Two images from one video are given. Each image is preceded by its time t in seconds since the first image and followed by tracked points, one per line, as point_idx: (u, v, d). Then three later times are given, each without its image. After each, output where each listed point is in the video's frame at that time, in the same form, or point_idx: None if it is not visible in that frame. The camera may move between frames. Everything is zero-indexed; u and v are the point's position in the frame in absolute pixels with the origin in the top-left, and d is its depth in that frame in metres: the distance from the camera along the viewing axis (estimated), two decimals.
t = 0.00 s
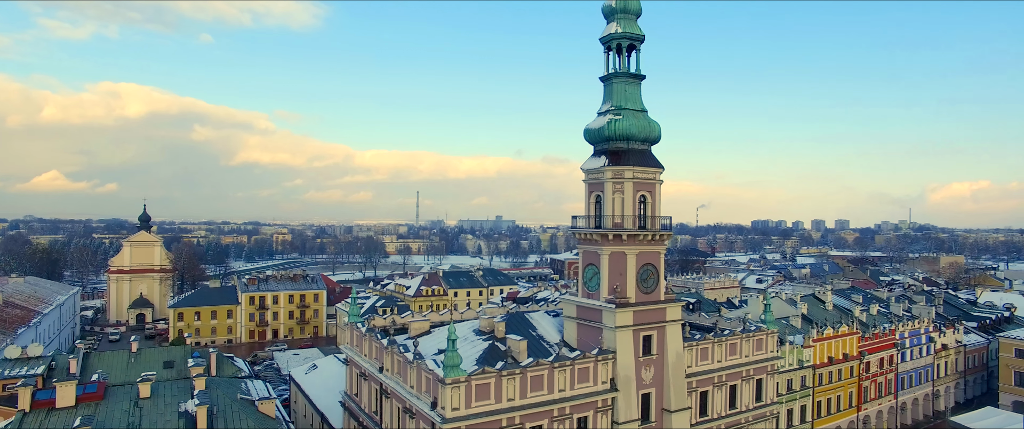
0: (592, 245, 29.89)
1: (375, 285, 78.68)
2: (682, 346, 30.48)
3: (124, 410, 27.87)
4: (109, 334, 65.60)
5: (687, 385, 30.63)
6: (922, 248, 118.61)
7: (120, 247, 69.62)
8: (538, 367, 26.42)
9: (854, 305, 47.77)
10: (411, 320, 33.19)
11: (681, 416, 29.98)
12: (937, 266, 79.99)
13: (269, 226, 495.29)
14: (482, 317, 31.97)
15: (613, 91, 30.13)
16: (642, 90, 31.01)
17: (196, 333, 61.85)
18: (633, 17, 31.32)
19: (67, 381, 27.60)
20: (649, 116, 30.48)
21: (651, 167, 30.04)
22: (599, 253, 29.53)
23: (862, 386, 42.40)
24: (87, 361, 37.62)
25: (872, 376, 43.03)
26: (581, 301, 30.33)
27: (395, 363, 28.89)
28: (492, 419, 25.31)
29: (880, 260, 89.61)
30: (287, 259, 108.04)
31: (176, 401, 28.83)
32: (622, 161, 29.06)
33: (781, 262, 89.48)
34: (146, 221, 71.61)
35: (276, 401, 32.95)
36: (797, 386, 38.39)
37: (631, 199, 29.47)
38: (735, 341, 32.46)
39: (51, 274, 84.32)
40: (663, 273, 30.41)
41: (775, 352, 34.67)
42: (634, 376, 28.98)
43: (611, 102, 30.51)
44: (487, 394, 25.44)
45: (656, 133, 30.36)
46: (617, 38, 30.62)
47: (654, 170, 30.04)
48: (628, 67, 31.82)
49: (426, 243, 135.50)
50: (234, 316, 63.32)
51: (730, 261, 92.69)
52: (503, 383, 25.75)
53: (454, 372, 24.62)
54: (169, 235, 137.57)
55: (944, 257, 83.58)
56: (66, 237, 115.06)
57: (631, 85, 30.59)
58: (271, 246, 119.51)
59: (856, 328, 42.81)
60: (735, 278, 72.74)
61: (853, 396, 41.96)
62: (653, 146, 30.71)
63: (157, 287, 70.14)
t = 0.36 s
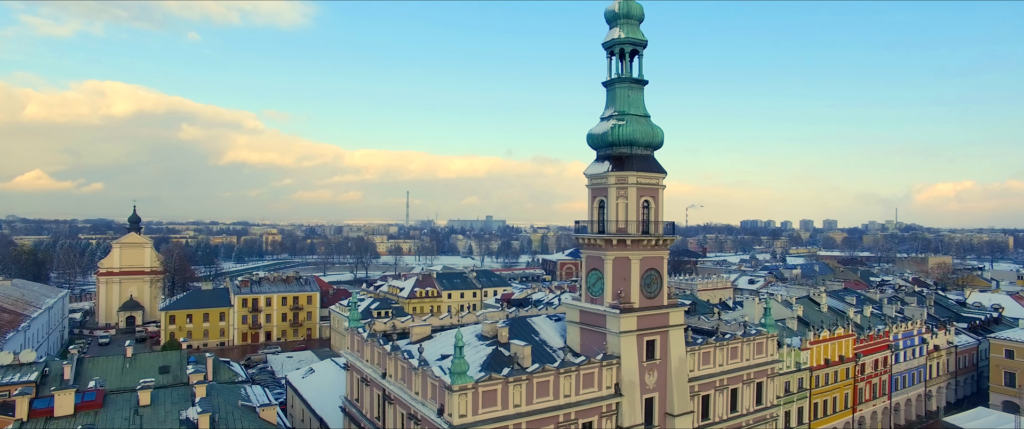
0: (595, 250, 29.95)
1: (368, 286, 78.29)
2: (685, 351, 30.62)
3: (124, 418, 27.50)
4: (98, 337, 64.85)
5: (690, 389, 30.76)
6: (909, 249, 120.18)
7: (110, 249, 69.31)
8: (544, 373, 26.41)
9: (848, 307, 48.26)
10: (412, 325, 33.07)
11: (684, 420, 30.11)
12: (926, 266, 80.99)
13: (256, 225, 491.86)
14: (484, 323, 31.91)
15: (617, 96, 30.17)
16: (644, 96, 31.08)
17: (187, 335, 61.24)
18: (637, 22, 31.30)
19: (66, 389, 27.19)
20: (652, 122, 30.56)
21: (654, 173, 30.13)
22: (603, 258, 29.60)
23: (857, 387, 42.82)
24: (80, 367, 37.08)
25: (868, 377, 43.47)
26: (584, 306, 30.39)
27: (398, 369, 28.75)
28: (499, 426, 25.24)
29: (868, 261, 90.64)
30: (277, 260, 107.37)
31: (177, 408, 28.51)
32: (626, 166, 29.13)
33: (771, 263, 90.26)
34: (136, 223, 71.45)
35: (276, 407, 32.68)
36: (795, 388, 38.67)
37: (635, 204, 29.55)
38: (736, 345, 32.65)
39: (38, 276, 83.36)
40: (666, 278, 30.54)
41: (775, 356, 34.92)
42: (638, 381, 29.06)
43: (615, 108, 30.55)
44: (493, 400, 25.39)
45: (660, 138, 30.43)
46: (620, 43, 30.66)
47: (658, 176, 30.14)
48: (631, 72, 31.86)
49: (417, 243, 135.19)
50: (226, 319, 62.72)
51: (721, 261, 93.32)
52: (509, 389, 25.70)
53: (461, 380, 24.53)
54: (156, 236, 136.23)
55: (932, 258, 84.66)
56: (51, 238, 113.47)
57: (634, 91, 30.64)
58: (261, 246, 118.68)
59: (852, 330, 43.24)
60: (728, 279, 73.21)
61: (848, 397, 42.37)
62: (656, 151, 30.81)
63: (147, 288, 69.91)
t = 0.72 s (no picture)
0: (599, 255, 29.98)
1: (361, 288, 77.80)
2: (688, 355, 30.76)
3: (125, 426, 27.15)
4: (88, 340, 64.19)
5: (693, 394, 30.92)
6: (896, 249, 121.62)
7: (100, 250, 69.25)
8: (551, 378, 26.41)
9: (843, 309, 48.73)
10: (414, 330, 32.93)
11: (687, 424, 30.26)
12: (915, 267, 81.93)
13: (243, 224, 488.51)
14: (488, 327, 31.85)
15: (620, 102, 30.19)
16: (648, 101, 31.10)
17: (180, 338, 60.64)
18: (640, 26, 31.31)
19: (66, 397, 26.79)
20: (656, 127, 30.63)
21: (658, 178, 30.18)
22: (607, 263, 29.63)
23: (853, 389, 43.23)
24: (76, 372, 36.61)
25: (863, 379, 43.91)
26: (588, 311, 30.42)
27: (402, 375, 28.63)
28: None
29: (858, 261, 91.59)
30: (268, 261, 106.72)
31: (179, 415, 28.18)
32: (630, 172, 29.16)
33: (763, 263, 90.95)
34: (126, 225, 71.71)
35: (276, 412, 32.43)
36: (793, 390, 38.96)
37: (639, 210, 29.60)
38: (738, 349, 32.86)
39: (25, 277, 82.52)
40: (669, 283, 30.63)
41: (775, 359, 35.18)
42: (643, 386, 29.15)
43: (619, 113, 30.57)
44: (501, 407, 25.35)
45: (664, 144, 30.51)
46: (624, 49, 30.67)
47: (662, 181, 30.19)
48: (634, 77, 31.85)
49: (408, 243, 134.91)
50: (220, 321, 62.21)
51: (713, 262, 93.88)
52: (517, 395, 25.68)
53: (469, 386, 24.45)
54: (144, 236, 134.87)
55: (921, 258, 85.67)
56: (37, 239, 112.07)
57: (638, 96, 30.65)
58: (251, 246, 117.89)
59: (847, 332, 43.65)
60: (721, 280, 73.68)
61: (845, 399, 42.76)
62: (659, 156, 30.89)
63: (138, 290, 69.84)
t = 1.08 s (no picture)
0: (604, 260, 30.04)
1: (355, 289, 77.46)
2: (691, 359, 30.91)
3: None
4: (79, 343, 63.54)
5: (696, 397, 31.07)
6: (885, 249, 122.89)
7: (91, 252, 68.74)
8: (558, 384, 26.42)
9: (839, 310, 49.14)
10: (416, 334, 32.78)
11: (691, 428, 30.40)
12: (905, 267, 82.82)
13: (231, 224, 485.41)
14: (491, 332, 31.77)
15: (625, 107, 30.27)
16: (652, 106, 31.17)
17: (174, 341, 60.09)
18: (644, 32, 31.44)
19: (67, 405, 26.44)
20: (660, 132, 30.71)
21: (662, 183, 30.25)
22: (613, 268, 29.68)
23: (849, 390, 43.61)
24: (71, 378, 36.15)
25: (859, 380, 44.31)
26: (592, 316, 30.48)
27: (408, 381, 28.52)
28: None
29: (848, 261, 92.43)
30: (259, 262, 105.98)
31: (182, 423, 27.86)
32: (635, 177, 29.21)
33: (755, 264, 91.58)
34: (117, 226, 71.37)
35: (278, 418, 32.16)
36: (792, 392, 39.22)
37: (644, 214, 29.66)
38: (740, 352, 33.06)
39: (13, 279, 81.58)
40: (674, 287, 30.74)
41: (775, 362, 35.41)
42: (648, 391, 29.24)
43: (623, 118, 30.65)
44: (509, 413, 25.32)
45: (668, 149, 30.58)
46: (629, 54, 30.75)
47: (666, 186, 30.26)
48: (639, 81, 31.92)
49: (400, 244, 134.59)
50: (213, 323, 61.69)
51: (706, 262, 94.39)
52: (524, 401, 25.66)
53: (478, 393, 24.38)
54: (132, 237, 133.48)
55: (911, 258, 86.60)
56: (24, 240, 110.59)
57: (642, 101, 30.71)
58: (242, 247, 117.05)
59: (844, 334, 44.03)
60: (715, 281, 74.09)
61: (841, 400, 43.13)
62: (663, 161, 30.96)
63: (129, 293, 69.39)
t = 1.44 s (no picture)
0: (607, 265, 30.10)
1: (347, 291, 77.04)
2: (693, 363, 31.06)
3: None
4: (67, 347, 62.71)
5: (698, 401, 31.22)
6: (872, 249, 124.30)
7: (79, 254, 67.96)
8: (563, 390, 26.45)
9: (832, 312, 49.61)
10: (418, 339, 32.62)
11: None
12: (894, 268, 83.78)
13: (217, 224, 481.75)
14: (493, 337, 31.69)
15: (628, 112, 30.34)
16: (655, 111, 31.24)
17: (165, 344, 59.45)
18: (646, 38, 31.56)
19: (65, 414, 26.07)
20: (663, 138, 30.78)
21: (665, 188, 30.33)
22: (616, 274, 29.74)
23: (844, 392, 44.05)
24: (64, 384, 35.62)
25: (853, 381, 44.78)
26: (595, 321, 30.53)
27: (411, 387, 28.40)
28: None
29: (837, 262, 93.34)
30: (248, 263, 105.10)
31: None
32: (638, 182, 29.27)
33: (745, 264, 92.25)
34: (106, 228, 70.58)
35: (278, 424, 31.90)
36: (789, 394, 39.52)
37: (647, 220, 29.74)
38: (740, 356, 33.28)
39: None
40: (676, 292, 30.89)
41: (774, 365, 35.67)
42: (651, 395, 29.33)
43: (626, 123, 30.71)
44: (515, 419, 25.31)
45: (670, 154, 30.65)
46: (632, 59, 30.85)
47: (669, 191, 30.35)
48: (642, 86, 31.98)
49: (390, 244, 134.11)
50: (205, 326, 61.12)
51: (697, 262, 94.94)
52: (531, 407, 25.66)
53: (485, 400, 24.35)
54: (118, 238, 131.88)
55: (899, 259, 87.64)
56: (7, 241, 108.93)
57: (646, 107, 30.78)
58: (230, 248, 116.09)
59: (839, 336, 44.46)
60: (707, 282, 74.53)
61: (836, 402, 43.54)
62: (666, 167, 31.04)
63: (118, 295, 68.67)
